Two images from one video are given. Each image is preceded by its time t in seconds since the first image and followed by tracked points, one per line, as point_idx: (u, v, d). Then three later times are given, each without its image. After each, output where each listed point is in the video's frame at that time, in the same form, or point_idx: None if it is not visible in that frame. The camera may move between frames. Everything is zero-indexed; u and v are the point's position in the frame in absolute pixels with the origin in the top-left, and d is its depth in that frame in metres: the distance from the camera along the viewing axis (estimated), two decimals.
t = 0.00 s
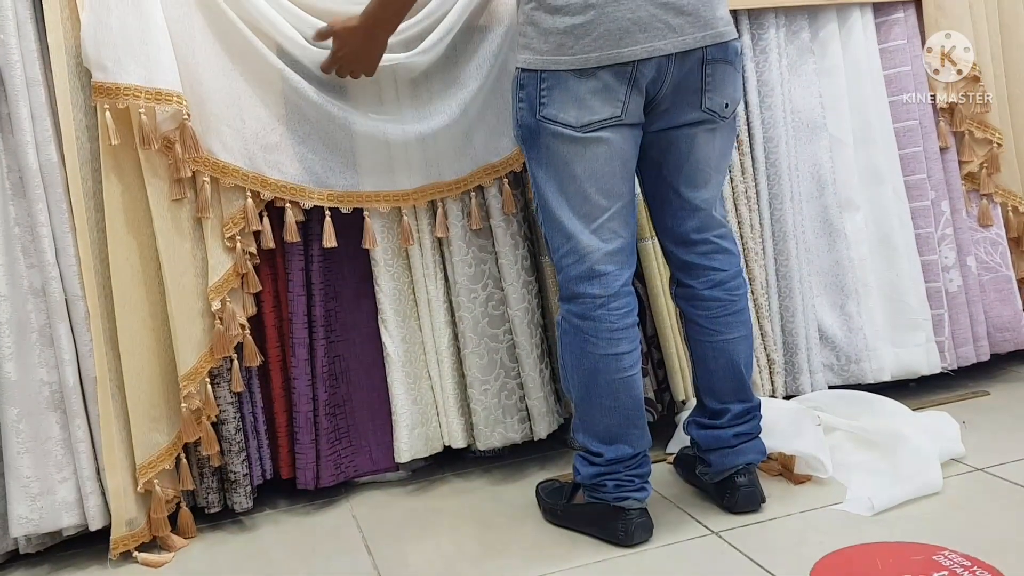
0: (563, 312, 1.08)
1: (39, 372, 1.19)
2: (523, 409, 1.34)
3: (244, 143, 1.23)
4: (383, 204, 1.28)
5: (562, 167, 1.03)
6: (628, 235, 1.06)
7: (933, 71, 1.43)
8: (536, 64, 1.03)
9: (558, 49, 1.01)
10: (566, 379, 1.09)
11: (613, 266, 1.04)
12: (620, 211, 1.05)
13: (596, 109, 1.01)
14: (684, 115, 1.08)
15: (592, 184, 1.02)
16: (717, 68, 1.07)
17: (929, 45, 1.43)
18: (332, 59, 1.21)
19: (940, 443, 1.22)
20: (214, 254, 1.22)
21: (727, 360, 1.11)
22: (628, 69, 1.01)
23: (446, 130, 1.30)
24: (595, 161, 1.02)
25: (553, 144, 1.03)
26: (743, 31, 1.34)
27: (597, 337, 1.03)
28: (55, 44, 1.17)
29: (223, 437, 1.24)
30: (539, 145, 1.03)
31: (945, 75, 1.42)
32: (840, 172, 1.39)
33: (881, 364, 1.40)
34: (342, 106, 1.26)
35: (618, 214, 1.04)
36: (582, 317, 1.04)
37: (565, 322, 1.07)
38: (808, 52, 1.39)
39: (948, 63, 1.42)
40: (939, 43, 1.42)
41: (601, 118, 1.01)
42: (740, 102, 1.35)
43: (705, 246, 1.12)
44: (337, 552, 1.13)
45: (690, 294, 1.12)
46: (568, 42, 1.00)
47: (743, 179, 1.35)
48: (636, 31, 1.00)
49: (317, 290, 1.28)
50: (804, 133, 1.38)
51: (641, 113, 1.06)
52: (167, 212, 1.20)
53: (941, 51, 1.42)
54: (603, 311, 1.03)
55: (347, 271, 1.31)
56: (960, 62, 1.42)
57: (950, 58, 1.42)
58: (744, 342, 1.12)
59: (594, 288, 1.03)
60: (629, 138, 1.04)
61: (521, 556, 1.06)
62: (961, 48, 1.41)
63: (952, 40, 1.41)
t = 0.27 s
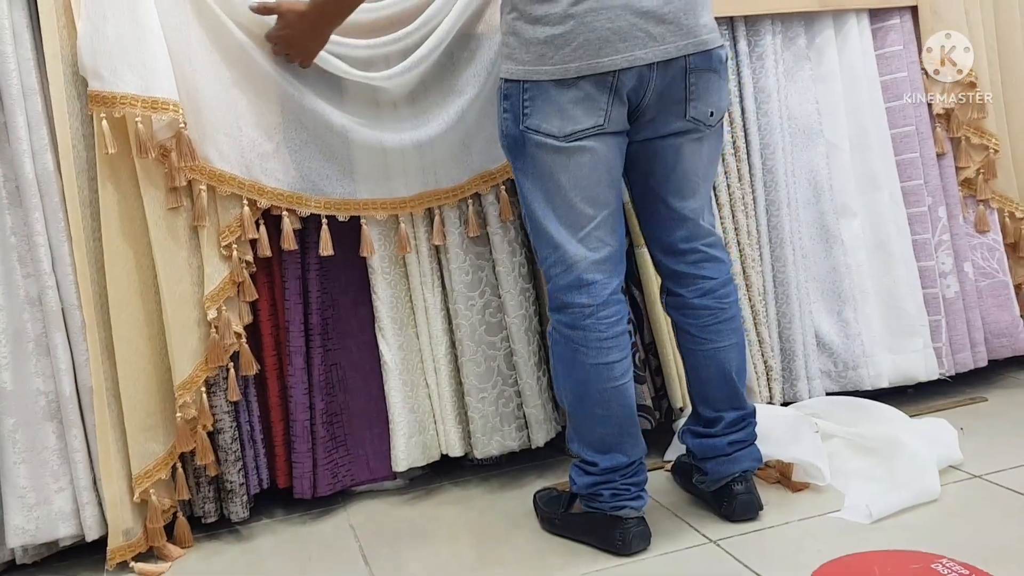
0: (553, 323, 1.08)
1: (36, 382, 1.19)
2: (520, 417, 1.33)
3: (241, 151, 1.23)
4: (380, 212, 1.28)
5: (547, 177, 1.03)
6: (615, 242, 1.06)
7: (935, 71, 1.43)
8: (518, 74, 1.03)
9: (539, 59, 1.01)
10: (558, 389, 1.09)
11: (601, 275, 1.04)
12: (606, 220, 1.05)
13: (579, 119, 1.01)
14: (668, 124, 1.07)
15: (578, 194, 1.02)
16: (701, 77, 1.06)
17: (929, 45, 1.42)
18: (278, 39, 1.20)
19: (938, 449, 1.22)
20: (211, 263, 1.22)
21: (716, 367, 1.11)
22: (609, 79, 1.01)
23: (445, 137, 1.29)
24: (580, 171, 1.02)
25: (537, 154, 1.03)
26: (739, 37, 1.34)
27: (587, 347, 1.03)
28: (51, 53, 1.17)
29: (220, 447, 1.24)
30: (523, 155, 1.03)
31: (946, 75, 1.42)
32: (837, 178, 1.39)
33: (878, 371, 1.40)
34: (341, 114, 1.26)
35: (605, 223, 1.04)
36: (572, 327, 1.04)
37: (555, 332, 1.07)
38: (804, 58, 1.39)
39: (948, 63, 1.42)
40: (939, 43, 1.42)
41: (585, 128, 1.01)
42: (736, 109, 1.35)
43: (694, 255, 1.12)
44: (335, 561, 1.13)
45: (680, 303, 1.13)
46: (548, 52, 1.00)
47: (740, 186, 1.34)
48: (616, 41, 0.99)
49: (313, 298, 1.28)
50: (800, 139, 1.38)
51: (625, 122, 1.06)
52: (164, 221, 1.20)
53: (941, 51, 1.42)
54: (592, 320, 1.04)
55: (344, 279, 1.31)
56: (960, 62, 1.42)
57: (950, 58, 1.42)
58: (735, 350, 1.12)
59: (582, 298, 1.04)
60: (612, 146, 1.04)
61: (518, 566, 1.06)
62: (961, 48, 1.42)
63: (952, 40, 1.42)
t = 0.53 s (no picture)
0: (548, 337, 1.08)
1: (35, 396, 1.19)
2: (520, 428, 1.33)
3: (240, 165, 1.23)
4: (377, 223, 1.28)
5: (537, 191, 1.03)
6: (607, 256, 1.06)
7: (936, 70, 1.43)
8: (506, 87, 1.03)
9: (525, 72, 1.01)
10: (554, 403, 1.09)
11: (593, 289, 1.04)
12: (598, 234, 1.05)
13: (567, 132, 1.01)
14: (656, 137, 1.07)
15: (569, 208, 1.02)
16: (689, 89, 1.05)
17: (929, 45, 1.43)
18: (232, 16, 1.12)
19: (939, 458, 1.22)
20: (209, 276, 1.22)
21: (711, 379, 1.11)
22: (596, 92, 1.00)
23: (442, 148, 1.29)
24: (570, 185, 1.01)
25: (527, 169, 1.03)
26: (737, 47, 1.34)
27: (581, 363, 1.03)
28: (50, 67, 1.17)
29: (219, 460, 1.24)
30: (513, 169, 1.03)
31: (947, 75, 1.42)
32: (835, 188, 1.40)
33: (878, 380, 1.40)
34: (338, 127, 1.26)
35: (596, 237, 1.04)
36: (565, 342, 1.04)
37: (550, 347, 1.07)
38: (801, 68, 1.39)
39: (949, 62, 1.42)
40: (939, 43, 1.42)
41: (574, 141, 1.01)
42: (734, 120, 1.35)
43: (688, 270, 1.12)
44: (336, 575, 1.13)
45: (675, 317, 1.12)
46: (534, 66, 1.00)
47: (739, 196, 1.34)
48: (602, 53, 0.99)
49: (312, 311, 1.28)
50: (799, 149, 1.38)
51: (614, 133, 1.06)
52: (162, 235, 1.20)
53: (942, 50, 1.42)
54: (586, 335, 1.03)
55: (343, 291, 1.31)
56: (960, 61, 1.42)
57: (950, 57, 1.42)
58: (732, 363, 1.12)
59: (575, 313, 1.03)
60: (602, 158, 1.04)
61: None
62: (961, 48, 1.42)
63: (952, 40, 1.42)
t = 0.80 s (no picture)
0: (550, 346, 1.08)
1: (37, 405, 1.19)
2: (522, 434, 1.33)
3: (241, 172, 1.23)
4: (378, 230, 1.28)
5: (541, 199, 1.02)
6: (612, 264, 1.05)
7: (937, 70, 1.43)
8: (510, 93, 1.02)
9: (530, 77, 1.00)
10: (556, 413, 1.09)
11: (598, 299, 1.03)
12: (602, 242, 1.04)
13: (573, 139, 1.00)
14: (662, 141, 1.07)
15: (574, 216, 1.01)
16: (694, 93, 1.05)
17: (929, 45, 1.42)
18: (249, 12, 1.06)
19: (943, 463, 1.22)
20: (210, 284, 1.22)
21: (718, 380, 1.11)
22: (602, 97, 1.00)
23: (444, 154, 1.29)
24: (575, 193, 1.01)
25: (532, 176, 1.02)
26: (737, 52, 1.34)
27: (585, 373, 1.03)
28: (50, 76, 1.17)
29: (221, 468, 1.24)
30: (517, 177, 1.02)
31: (947, 75, 1.42)
32: (837, 192, 1.40)
33: (881, 385, 1.39)
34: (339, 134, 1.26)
35: (602, 245, 1.04)
36: (568, 351, 1.04)
37: (552, 356, 1.07)
38: (802, 72, 1.39)
39: (949, 62, 1.42)
40: (939, 43, 1.42)
41: (579, 147, 1.00)
42: (735, 124, 1.35)
43: (693, 274, 1.12)
44: None
45: (681, 319, 1.12)
46: (539, 70, 1.00)
47: (740, 201, 1.34)
48: (609, 57, 0.98)
49: (313, 318, 1.28)
50: (800, 153, 1.38)
51: (619, 140, 1.05)
52: (163, 242, 1.20)
53: (942, 51, 1.42)
54: (590, 345, 1.03)
55: (344, 298, 1.31)
56: (960, 61, 1.42)
57: (950, 58, 1.42)
58: (738, 364, 1.11)
59: (579, 322, 1.03)
60: (607, 165, 1.03)
61: None
62: (961, 48, 1.42)
63: (952, 40, 1.42)
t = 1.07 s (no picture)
0: (558, 355, 1.07)
1: (37, 422, 1.19)
2: (524, 445, 1.33)
3: (240, 187, 1.23)
4: (379, 243, 1.28)
5: (558, 210, 1.01)
6: (624, 279, 1.05)
7: (937, 70, 1.42)
8: (534, 104, 1.00)
9: (557, 89, 0.99)
10: (563, 423, 1.08)
11: (609, 311, 1.03)
12: (617, 256, 1.03)
13: (595, 150, 0.99)
14: (691, 149, 1.08)
15: (591, 227, 1.01)
16: (719, 101, 1.06)
17: (929, 45, 1.42)
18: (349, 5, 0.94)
19: (943, 473, 1.22)
20: (210, 298, 1.21)
21: (785, 373, 1.12)
22: (628, 109, 0.99)
23: (443, 167, 1.29)
24: (594, 204, 1.00)
25: (550, 185, 1.01)
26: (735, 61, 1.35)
27: (595, 383, 1.02)
28: (48, 92, 1.17)
29: (222, 483, 1.24)
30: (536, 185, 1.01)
31: (948, 75, 1.42)
32: (836, 200, 1.40)
33: (882, 392, 1.39)
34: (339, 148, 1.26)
35: (615, 258, 1.03)
36: (578, 362, 1.03)
37: (560, 366, 1.06)
38: (800, 80, 1.39)
39: (949, 62, 1.42)
40: (939, 43, 1.42)
41: (601, 159, 0.99)
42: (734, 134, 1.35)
43: (734, 272, 1.14)
44: None
45: (730, 318, 1.13)
46: (565, 82, 0.98)
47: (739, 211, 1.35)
48: (636, 69, 0.98)
49: (314, 331, 1.27)
50: (798, 162, 1.38)
51: (641, 153, 1.05)
52: (163, 258, 1.20)
53: (941, 50, 1.42)
54: (600, 356, 1.02)
55: (344, 311, 1.31)
56: (961, 62, 1.42)
57: (950, 58, 1.42)
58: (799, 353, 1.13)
59: (591, 334, 1.02)
60: (627, 179, 1.03)
61: None
62: (961, 48, 1.42)
63: (952, 40, 1.42)
